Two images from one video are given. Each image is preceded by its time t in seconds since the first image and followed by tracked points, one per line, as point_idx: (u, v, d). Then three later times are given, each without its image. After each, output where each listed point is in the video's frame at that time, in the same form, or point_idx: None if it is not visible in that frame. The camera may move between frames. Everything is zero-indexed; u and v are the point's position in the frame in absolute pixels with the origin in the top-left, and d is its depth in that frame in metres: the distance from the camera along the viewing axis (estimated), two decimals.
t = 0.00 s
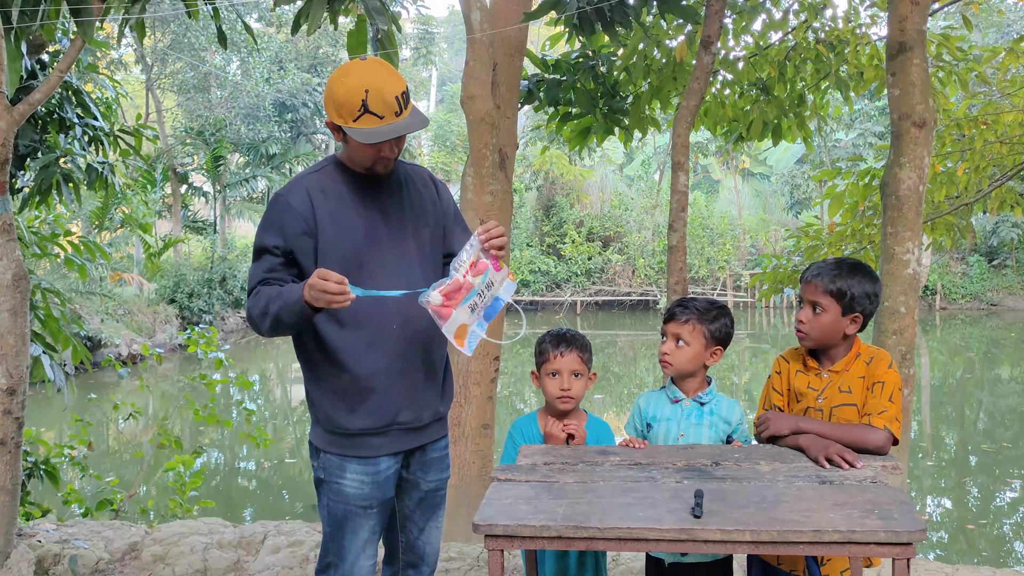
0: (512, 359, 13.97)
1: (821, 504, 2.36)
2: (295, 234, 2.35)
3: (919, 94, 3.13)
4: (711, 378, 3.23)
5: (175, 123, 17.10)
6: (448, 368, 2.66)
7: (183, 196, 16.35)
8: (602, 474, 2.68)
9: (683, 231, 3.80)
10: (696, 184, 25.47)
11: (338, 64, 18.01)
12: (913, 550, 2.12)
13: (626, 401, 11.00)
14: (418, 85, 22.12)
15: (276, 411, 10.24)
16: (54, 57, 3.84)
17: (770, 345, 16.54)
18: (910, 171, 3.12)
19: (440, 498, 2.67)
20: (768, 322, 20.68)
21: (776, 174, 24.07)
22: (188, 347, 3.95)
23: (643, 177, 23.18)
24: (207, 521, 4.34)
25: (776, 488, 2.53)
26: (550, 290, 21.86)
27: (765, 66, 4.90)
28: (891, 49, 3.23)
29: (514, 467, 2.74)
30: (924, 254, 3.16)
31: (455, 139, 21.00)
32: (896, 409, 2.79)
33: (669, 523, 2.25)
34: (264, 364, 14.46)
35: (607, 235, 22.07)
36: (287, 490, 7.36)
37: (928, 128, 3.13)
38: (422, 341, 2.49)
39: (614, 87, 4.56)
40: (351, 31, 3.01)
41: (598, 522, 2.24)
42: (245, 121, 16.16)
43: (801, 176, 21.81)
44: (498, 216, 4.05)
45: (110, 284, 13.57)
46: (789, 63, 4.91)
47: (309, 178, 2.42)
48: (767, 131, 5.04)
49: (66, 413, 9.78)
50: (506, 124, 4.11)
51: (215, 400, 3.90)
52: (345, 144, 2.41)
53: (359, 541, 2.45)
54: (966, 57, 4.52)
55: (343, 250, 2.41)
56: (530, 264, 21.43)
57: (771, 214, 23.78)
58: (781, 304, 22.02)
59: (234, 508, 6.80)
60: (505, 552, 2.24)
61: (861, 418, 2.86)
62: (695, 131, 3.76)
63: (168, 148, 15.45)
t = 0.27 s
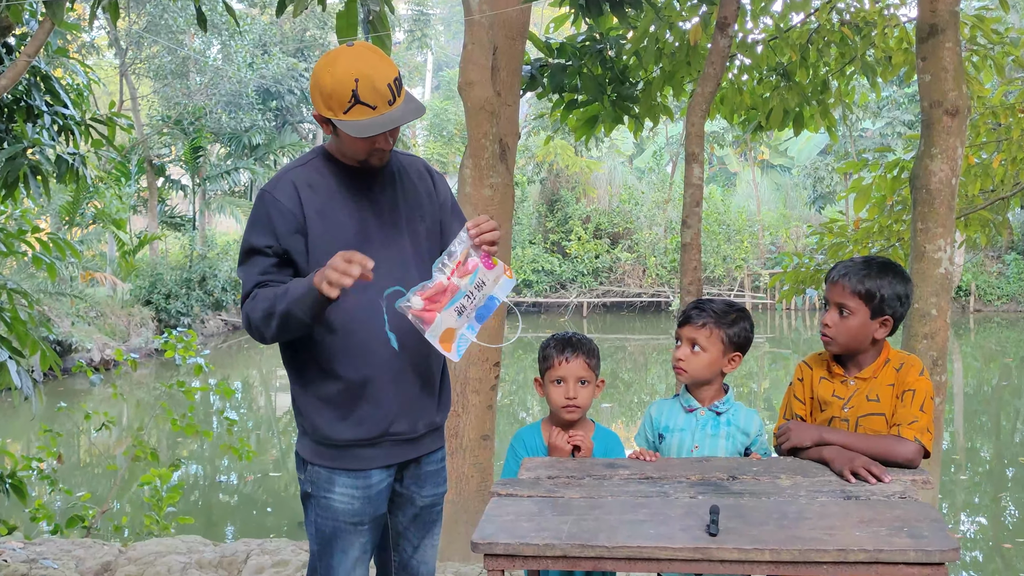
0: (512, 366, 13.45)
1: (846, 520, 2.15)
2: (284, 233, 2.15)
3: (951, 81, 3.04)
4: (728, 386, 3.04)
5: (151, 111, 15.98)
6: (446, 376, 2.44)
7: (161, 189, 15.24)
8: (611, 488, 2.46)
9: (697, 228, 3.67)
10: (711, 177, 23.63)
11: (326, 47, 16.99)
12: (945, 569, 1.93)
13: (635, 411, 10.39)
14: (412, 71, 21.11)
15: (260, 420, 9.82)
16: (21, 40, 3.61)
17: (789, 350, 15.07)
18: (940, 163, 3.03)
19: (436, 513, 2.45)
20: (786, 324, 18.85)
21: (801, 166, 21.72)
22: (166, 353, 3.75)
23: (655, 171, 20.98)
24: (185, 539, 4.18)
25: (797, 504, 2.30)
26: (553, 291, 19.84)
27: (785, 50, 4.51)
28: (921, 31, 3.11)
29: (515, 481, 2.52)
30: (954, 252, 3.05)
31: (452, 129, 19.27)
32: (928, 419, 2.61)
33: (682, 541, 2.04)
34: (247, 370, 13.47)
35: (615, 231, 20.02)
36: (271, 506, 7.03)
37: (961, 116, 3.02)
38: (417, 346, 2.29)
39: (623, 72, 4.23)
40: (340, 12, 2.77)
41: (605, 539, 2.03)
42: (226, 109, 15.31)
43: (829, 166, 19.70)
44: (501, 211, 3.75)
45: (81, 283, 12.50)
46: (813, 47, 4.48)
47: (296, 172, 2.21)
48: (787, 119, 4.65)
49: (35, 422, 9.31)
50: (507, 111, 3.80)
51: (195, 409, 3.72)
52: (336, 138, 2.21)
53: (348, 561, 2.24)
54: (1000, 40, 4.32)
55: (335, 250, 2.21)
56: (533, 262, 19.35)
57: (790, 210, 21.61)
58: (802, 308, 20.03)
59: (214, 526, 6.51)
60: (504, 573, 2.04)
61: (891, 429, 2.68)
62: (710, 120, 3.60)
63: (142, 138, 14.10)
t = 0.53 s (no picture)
0: (513, 373, 13.11)
1: (875, 538, 1.93)
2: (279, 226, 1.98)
3: (986, 65, 2.89)
4: (747, 394, 2.85)
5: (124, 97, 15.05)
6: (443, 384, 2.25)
7: (135, 181, 14.31)
8: (620, 504, 2.23)
9: (712, 223, 3.56)
10: (730, 168, 22.88)
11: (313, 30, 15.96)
12: None
13: (645, 420, 9.97)
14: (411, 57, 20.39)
15: (241, 432, 9.44)
16: None
17: (815, 354, 14.63)
18: (975, 154, 2.89)
19: (431, 530, 2.25)
20: (807, 327, 18.22)
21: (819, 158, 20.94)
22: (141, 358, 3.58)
23: (667, 162, 20.71)
24: (163, 557, 4.13)
25: (820, 520, 2.07)
26: (558, 292, 19.50)
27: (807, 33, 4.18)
28: (951, 12, 2.97)
29: (517, 494, 2.29)
30: (988, 250, 2.90)
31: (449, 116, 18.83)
32: (961, 430, 2.42)
33: (697, 561, 1.83)
34: (226, 377, 12.96)
35: (625, 228, 19.79)
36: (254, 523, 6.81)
37: (996, 104, 2.88)
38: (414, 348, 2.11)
39: (633, 56, 3.84)
40: None
41: (613, 558, 1.83)
42: (206, 96, 14.30)
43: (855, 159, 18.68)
44: (499, 212, 2.92)
45: (49, 282, 11.73)
46: (836, 30, 4.09)
47: (282, 164, 2.03)
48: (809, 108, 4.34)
49: None
50: (505, 89, 2.96)
51: (172, 418, 3.56)
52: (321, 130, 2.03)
53: None
54: None
55: (330, 243, 2.03)
56: (536, 261, 19.06)
57: (814, 203, 20.84)
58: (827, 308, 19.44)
59: (193, 543, 6.27)
60: None
61: (921, 439, 2.49)
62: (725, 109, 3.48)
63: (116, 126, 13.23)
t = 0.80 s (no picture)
0: (525, 381, 12.82)
1: (914, 561, 1.72)
2: (242, 207, 1.90)
3: None
4: (752, 398, 2.69)
5: (111, 87, 14.29)
6: (411, 401, 2.18)
7: (123, 177, 13.87)
8: (640, 522, 1.98)
9: (739, 222, 3.39)
10: (760, 162, 22.53)
11: (314, 16, 15.10)
12: None
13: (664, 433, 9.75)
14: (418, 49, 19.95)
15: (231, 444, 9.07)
16: None
17: (847, 364, 14.33)
18: (1022, 148, 2.76)
19: (410, 557, 2.18)
20: (841, 334, 18.00)
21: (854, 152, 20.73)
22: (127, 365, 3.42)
23: (691, 155, 20.61)
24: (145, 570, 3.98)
25: (855, 541, 1.83)
26: (573, 295, 19.16)
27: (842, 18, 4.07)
28: None
29: (527, 511, 2.03)
30: None
31: (456, 108, 18.31)
32: (1005, 442, 2.24)
33: None
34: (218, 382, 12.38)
35: (645, 227, 19.66)
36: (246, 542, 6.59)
37: None
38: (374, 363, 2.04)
39: (654, 43, 3.68)
40: None
41: None
42: (197, 86, 13.29)
43: (888, 153, 18.10)
44: (511, 209, 2.77)
45: (29, 285, 11.18)
46: (873, 15, 4.06)
47: (255, 146, 1.97)
48: (843, 98, 4.12)
49: None
50: (517, 78, 2.79)
51: (160, 429, 3.41)
52: (317, 94, 1.94)
53: None
54: None
55: (292, 239, 1.95)
56: (549, 261, 18.83)
57: (848, 200, 20.26)
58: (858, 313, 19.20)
59: (181, 566, 6.12)
60: None
61: (961, 453, 2.31)
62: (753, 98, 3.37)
63: (101, 117, 12.58)
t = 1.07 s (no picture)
0: (520, 382, 12.81)
1: (908, 560, 1.72)
2: (238, 208, 1.90)
3: None
4: (748, 399, 2.70)
5: (104, 87, 14.26)
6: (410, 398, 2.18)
7: (116, 176, 13.85)
8: (635, 521, 1.98)
9: (733, 222, 3.40)
10: (753, 162, 22.55)
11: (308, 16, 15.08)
12: None
13: (658, 432, 9.76)
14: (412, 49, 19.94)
15: (226, 444, 9.06)
16: None
17: (841, 363, 14.36)
18: (1015, 148, 2.76)
19: (407, 558, 2.19)
20: (835, 333, 18.03)
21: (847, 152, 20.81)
22: (121, 365, 3.41)
23: (684, 155, 20.48)
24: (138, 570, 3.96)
25: (849, 541, 1.83)
26: (568, 295, 19.17)
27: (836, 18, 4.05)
28: None
29: (523, 511, 2.03)
30: None
31: (451, 108, 18.28)
32: (997, 442, 2.24)
33: None
34: (212, 382, 12.37)
35: (639, 226, 19.67)
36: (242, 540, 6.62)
37: None
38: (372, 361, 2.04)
39: (648, 43, 3.70)
40: None
41: None
42: (191, 85, 13.24)
43: (881, 153, 18.27)
44: (505, 209, 2.77)
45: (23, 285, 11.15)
46: (866, 15, 4.06)
47: (251, 146, 1.97)
48: (835, 99, 4.13)
49: None
50: (512, 78, 2.80)
51: (154, 429, 3.40)
52: (316, 92, 1.94)
53: None
54: None
55: (288, 239, 1.95)
56: (543, 261, 18.77)
57: (841, 200, 20.31)
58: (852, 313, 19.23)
59: (175, 566, 6.13)
60: None
61: (954, 454, 2.31)
62: (747, 99, 3.40)
63: (94, 117, 12.52)
